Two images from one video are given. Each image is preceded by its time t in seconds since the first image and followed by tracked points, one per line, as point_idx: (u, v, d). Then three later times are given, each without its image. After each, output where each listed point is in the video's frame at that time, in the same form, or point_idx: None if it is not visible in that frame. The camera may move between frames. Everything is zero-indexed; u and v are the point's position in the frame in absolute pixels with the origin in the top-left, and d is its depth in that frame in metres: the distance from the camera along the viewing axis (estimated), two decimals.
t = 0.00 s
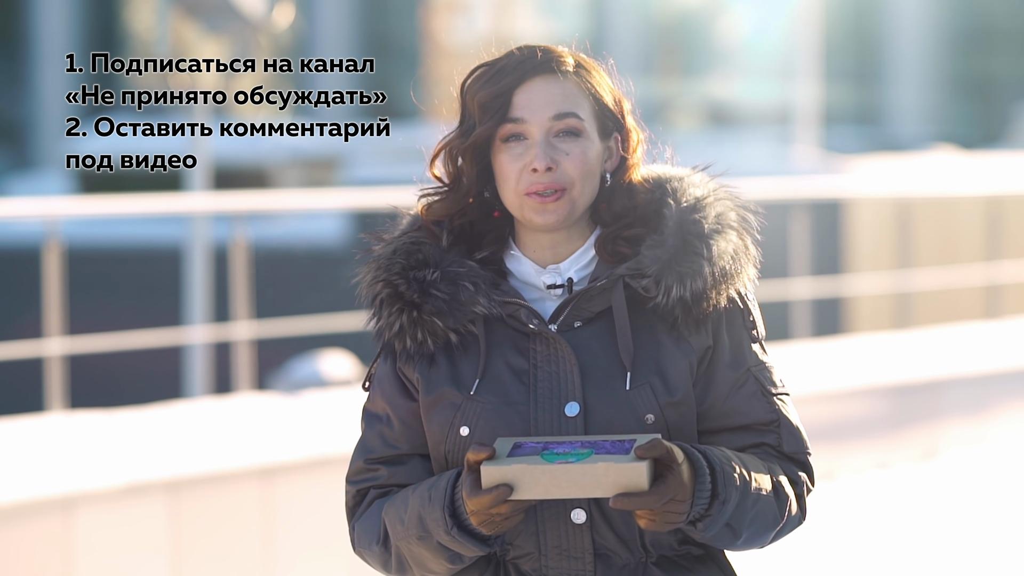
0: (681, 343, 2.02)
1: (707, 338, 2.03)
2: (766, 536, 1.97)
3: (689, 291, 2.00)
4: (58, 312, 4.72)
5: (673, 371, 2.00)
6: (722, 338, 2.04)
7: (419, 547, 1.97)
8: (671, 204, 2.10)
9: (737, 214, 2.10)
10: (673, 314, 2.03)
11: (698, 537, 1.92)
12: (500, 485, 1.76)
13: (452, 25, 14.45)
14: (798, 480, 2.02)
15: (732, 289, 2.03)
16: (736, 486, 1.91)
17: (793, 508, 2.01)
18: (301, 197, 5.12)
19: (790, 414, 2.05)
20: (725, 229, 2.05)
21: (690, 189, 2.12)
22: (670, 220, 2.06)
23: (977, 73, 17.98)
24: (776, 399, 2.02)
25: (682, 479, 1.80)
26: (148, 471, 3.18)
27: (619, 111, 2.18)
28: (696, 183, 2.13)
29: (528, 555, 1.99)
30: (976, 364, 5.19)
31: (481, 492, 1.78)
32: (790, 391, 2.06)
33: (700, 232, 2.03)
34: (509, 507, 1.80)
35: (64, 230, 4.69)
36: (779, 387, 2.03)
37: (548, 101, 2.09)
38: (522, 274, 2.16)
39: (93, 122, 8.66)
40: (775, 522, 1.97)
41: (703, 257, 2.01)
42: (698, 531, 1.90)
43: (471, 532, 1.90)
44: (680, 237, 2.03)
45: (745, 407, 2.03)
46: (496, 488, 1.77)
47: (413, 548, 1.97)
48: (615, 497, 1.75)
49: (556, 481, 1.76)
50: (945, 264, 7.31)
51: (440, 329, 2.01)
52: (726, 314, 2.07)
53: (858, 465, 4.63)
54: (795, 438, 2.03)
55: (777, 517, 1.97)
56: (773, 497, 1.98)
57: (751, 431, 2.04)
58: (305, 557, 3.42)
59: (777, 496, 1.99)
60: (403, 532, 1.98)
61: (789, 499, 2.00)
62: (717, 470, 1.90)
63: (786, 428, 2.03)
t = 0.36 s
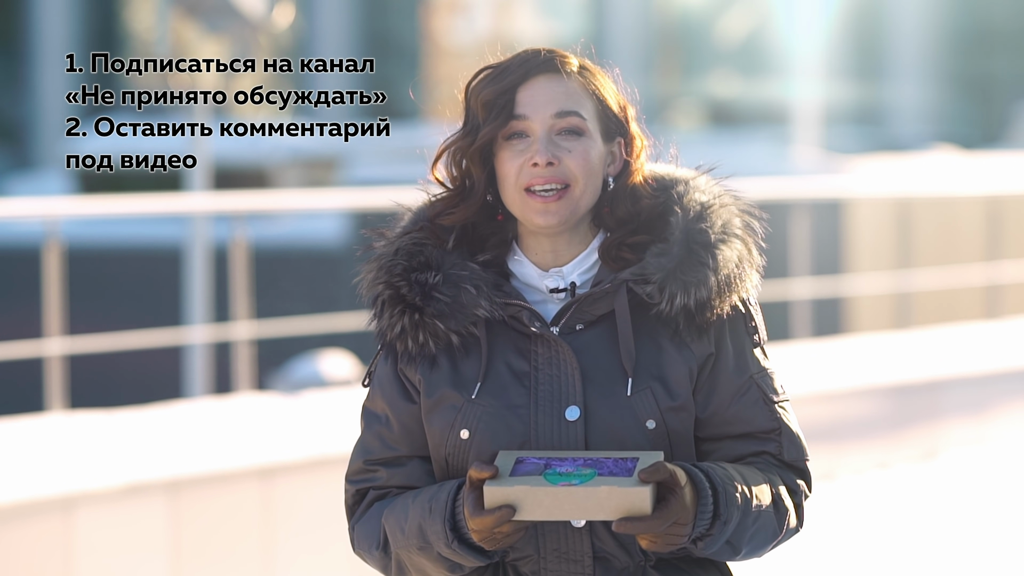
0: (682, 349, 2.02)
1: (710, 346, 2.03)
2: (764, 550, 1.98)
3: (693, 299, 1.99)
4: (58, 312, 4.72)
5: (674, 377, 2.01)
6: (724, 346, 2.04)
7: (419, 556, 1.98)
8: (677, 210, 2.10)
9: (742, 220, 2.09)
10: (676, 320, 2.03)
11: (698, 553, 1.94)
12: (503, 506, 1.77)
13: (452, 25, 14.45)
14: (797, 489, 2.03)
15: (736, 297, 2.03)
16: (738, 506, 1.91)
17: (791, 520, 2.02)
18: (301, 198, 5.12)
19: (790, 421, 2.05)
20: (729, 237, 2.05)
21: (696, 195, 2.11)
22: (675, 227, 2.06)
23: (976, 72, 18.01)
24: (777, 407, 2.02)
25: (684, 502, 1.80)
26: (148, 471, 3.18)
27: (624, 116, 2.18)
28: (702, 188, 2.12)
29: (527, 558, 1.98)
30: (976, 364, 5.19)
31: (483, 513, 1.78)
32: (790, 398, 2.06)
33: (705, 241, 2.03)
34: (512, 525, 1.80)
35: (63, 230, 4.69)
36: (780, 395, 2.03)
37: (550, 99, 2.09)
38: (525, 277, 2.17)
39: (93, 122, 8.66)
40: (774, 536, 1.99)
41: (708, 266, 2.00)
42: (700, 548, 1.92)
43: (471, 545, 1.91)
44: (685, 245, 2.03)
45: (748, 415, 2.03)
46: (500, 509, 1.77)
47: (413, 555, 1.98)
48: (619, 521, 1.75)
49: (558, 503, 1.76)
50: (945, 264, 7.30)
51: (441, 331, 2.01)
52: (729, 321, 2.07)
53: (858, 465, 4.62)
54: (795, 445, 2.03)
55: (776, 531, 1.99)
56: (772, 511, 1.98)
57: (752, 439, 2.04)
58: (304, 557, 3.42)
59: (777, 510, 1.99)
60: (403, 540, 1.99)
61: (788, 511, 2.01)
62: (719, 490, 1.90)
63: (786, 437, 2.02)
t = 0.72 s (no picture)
0: (672, 338, 2.03)
1: (701, 334, 2.02)
2: (776, 517, 1.97)
3: (679, 287, 1.98)
4: (59, 312, 4.72)
5: (666, 366, 2.02)
6: (717, 334, 2.03)
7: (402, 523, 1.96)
8: (662, 200, 2.10)
9: (730, 209, 2.09)
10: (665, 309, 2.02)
11: (715, 516, 1.91)
12: (512, 459, 1.77)
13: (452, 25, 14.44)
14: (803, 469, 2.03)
15: (724, 284, 2.02)
16: (751, 461, 1.91)
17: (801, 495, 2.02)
18: (301, 198, 5.13)
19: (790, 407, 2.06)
20: (716, 224, 2.05)
21: (682, 185, 2.12)
22: (660, 214, 2.06)
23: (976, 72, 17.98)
24: (776, 393, 2.03)
25: (692, 444, 1.81)
26: (148, 470, 3.18)
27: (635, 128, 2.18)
28: (689, 179, 2.13)
29: (524, 554, 1.99)
30: (977, 363, 5.19)
31: (491, 467, 1.78)
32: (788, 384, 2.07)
33: (690, 227, 2.02)
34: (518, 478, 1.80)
35: (64, 230, 4.70)
36: (779, 381, 2.04)
37: (567, 96, 2.09)
38: (514, 271, 2.17)
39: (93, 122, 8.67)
40: (786, 504, 1.98)
41: (693, 252, 2.00)
42: (717, 508, 1.90)
43: (454, 500, 1.89)
44: (670, 233, 2.02)
45: (749, 401, 2.03)
46: (508, 461, 1.77)
47: (396, 523, 1.96)
48: (630, 464, 1.75)
49: (567, 453, 1.77)
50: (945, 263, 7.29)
51: (431, 327, 2.01)
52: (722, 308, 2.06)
53: (858, 466, 4.63)
54: (796, 431, 2.04)
55: (788, 499, 1.98)
56: (783, 480, 1.98)
57: (754, 425, 2.05)
58: (304, 557, 3.41)
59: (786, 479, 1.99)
60: (386, 509, 1.97)
61: (797, 484, 2.01)
62: (731, 443, 1.90)
63: (787, 422, 2.04)
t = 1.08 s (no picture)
0: (674, 339, 2.03)
1: (704, 336, 2.02)
2: (769, 519, 1.96)
3: (682, 289, 1.99)
4: (59, 312, 4.72)
5: (668, 368, 2.02)
6: (719, 337, 2.04)
7: (396, 520, 1.95)
8: (665, 202, 2.10)
9: (731, 211, 2.10)
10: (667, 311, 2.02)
11: (705, 515, 1.90)
12: (503, 456, 1.77)
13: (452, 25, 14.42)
14: (801, 471, 2.03)
15: (726, 286, 2.02)
16: (742, 459, 1.91)
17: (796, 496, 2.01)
18: (301, 198, 5.13)
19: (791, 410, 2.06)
20: (718, 226, 2.05)
21: (684, 187, 2.12)
22: (663, 216, 2.06)
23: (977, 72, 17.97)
24: (776, 395, 2.03)
25: (683, 442, 1.80)
26: (148, 470, 3.18)
27: (629, 123, 2.16)
28: (691, 180, 2.13)
29: (524, 554, 1.99)
30: (977, 364, 5.19)
31: (483, 463, 1.79)
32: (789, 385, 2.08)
33: (693, 229, 2.03)
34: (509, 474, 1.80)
35: (64, 230, 4.70)
36: (779, 384, 2.04)
37: (563, 109, 2.08)
38: (516, 272, 2.17)
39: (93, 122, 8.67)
40: (779, 505, 1.97)
41: (696, 254, 2.00)
42: (704, 505, 1.89)
43: (448, 497, 1.88)
44: (673, 234, 2.03)
45: (750, 403, 2.03)
46: (500, 458, 1.77)
47: (392, 521, 1.96)
48: (617, 460, 1.75)
49: (562, 453, 1.78)
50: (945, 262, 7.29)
51: (433, 328, 2.01)
52: (722, 308, 2.06)
53: (858, 466, 4.63)
54: (795, 433, 2.04)
55: (782, 499, 1.97)
56: (777, 480, 1.98)
57: (753, 426, 2.05)
58: (303, 558, 3.41)
59: (781, 482, 1.99)
60: (381, 506, 1.97)
61: (793, 485, 2.00)
62: (721, 441, 1.90)
63: (787, 424, 2.03)
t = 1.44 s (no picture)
0: (673, 342, 2.02)
1: (701, 340, 2.02)
2: (765, 540, 1.98)
3: (681, 291, 2.00)
4: (59, 312, 4.72)
5: (667, 370, 2.01)
6: (717, 340, 2.04)
7: (412, 556, 1.98)
8: (665, 204, 2.10)
9: (731, 213, 2.09)
10: (666, 312, 2.03)
11: (700, 547, 1.94)
12: (508, 509, 1.77)
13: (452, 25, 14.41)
14: (797, 478, 2.03)
15: (725, 288, 2.03)
16: (738, 497, 1.91)
17: (792, 509, 2.02)
18: (301, 198, 5.13)
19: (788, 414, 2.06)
20: (717, 229, 2.05)
21: (684, 188, 2.12)
22: (663, 220, 2.07)
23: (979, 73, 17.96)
24: (774, 399, 2.03)
25: (687, 493, 1.81)
26: (148, 470, 3.18)
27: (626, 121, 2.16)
28: (690, 181, 2.13)
29: (523, 556, 1.98)
30: (977, 363, 5.19)
31: (488, 516, 1.79)
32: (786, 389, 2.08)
33: (693, 232, 2.03)
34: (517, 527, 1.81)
35: (64, 230, 4.70)
36: (776, 387, 2.04)
37: (559, 108, 2.08)
38: (515, 274, 2.17)
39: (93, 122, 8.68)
40: (776, 526, 1.99)
41: (695, 257, 2.01)
42: (703, 542, 1.92)
43: (464, 543, 1.92)
44: (673, 237, 2.04)
45: (747, 407, 2.03)
46: (505, 512, 1.77)
47: (407, 557, 1.98)
48: (622, 511, 1.75)
49: (564, 503, 1.77)
50: (946, 262, 7.30)
51: (432, 330, 2.02)
52: (721, 313, 2.07)
53: (858, 465, 4.62)
54: (793, 436, 2.04)
55: (778, 521, 1.99)
56: (774, 501, 1.98)
57: (752, 432, 2.05)
58: (304, 559, 3.41)
59: (778, 501, 2.00)
60: (396, 542, 1.99)
61: (789, 501, 2.01)
62: (719, 482, 1.90)
63: (785, 428, 2.03)
